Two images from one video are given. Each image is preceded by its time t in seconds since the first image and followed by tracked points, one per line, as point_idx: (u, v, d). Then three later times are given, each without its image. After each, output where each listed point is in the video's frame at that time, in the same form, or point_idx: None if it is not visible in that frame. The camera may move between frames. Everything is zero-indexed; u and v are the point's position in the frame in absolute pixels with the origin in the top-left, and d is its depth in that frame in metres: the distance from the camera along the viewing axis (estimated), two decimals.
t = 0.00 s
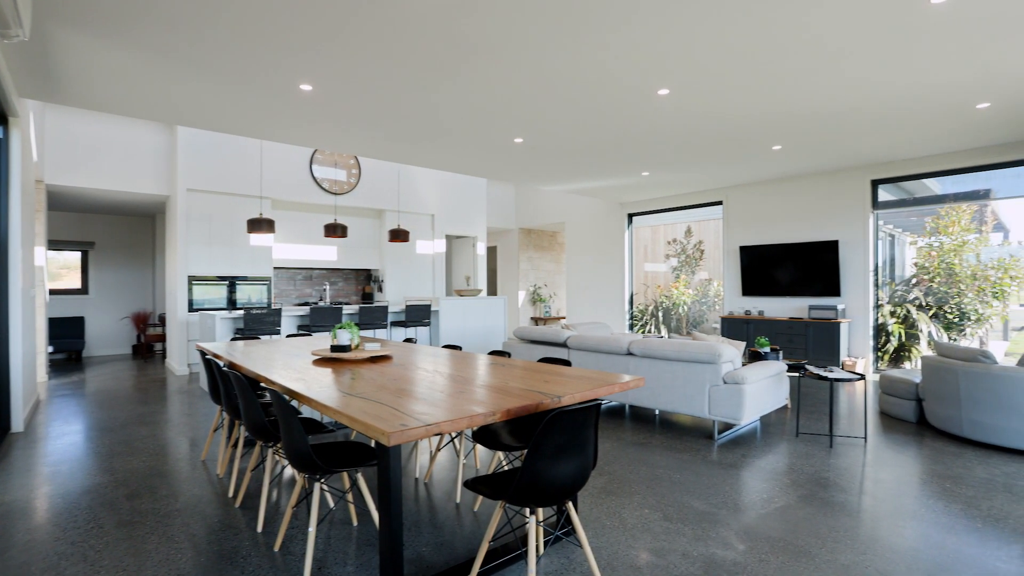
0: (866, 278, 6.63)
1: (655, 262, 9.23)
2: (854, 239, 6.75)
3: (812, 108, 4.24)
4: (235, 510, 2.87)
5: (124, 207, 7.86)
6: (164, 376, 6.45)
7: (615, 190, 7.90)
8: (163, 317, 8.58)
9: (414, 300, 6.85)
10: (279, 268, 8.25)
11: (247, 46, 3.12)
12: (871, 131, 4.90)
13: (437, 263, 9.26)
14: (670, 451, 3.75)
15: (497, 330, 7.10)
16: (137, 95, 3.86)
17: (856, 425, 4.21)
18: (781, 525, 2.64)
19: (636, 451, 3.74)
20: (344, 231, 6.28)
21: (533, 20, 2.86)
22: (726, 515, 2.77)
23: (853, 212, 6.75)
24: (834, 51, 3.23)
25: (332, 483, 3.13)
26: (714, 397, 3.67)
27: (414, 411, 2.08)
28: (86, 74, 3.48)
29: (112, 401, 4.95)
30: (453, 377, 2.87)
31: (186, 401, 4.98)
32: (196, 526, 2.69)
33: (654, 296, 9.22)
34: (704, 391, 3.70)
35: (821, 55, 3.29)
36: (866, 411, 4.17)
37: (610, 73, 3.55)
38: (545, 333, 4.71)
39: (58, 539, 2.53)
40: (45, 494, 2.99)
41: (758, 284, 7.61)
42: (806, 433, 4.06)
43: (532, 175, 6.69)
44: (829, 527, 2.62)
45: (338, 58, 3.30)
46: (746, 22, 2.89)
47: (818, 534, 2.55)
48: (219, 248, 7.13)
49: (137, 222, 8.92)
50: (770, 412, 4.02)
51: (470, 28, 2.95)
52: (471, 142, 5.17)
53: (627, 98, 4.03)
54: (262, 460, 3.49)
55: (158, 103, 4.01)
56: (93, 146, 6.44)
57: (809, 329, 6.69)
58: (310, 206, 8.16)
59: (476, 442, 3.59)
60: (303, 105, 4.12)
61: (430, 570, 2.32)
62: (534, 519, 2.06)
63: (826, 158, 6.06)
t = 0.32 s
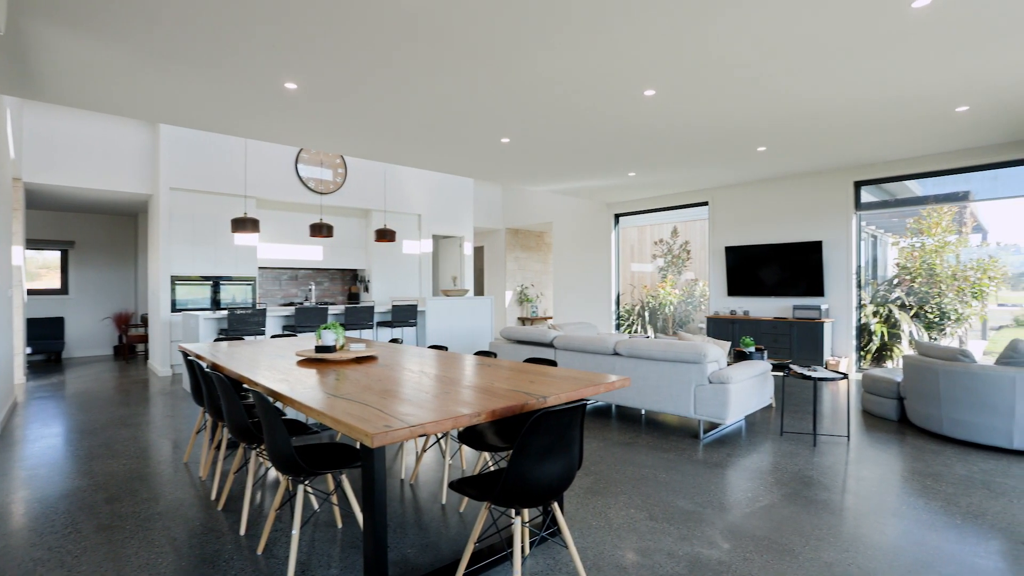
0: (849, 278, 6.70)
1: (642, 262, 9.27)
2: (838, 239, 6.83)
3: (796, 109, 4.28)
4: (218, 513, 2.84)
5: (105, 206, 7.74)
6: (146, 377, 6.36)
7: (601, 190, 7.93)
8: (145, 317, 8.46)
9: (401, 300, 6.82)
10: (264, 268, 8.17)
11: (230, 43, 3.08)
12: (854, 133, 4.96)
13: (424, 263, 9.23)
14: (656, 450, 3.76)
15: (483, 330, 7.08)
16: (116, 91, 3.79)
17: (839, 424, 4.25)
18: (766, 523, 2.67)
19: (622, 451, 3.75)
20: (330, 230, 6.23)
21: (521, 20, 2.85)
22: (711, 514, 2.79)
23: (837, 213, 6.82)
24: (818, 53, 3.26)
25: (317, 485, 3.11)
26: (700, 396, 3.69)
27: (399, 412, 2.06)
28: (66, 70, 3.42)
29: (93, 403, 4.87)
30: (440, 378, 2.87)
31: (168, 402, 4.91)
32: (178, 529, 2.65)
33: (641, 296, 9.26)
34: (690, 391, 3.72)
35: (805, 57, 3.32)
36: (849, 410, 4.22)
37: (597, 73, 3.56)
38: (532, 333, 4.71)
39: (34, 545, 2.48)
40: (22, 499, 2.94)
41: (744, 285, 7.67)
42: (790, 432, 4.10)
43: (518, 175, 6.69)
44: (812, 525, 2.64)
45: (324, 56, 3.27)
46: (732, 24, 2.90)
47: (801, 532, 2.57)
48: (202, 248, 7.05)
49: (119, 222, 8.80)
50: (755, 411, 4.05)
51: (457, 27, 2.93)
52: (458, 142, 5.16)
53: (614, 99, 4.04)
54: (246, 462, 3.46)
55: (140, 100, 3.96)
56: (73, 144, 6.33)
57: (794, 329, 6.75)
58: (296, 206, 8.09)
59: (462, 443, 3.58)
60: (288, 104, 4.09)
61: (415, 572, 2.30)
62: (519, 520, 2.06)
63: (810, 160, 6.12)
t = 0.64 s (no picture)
0: (833, 278, 6.78)
1: (629, 263, 9.31)
2: (822, 240, 6.90)
3: (782, 111, 4.32)
4: (200, 516, 2.80)
5: (86, 204, 7.62)
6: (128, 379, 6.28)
7: (588, 190, 7.94)
8: (127, 318, 8.34)
9: (387, 301, 6.79)
10: (249, 268, 8.09)
11: (213, 39, 3.04)
12: (838, 135, 5.02)
13: (411, 263, 9.19)
14: (642, 450, 3.78)
15: (470, 331, 7.07)
16: (97, 88, 3.73)
17: (824, 423, 4.30)
18: (751, 522, 2.69)
19: (609, 451, 3.76)
20: (316, 230, 6.19)
21: (508, 19, 2.85)
22: (697, 513, 2.80)
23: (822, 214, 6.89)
24: (803, 55, 3.29)
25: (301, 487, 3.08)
26: (686, 396, 3.71)
27: (384, 413, 2.05)
28: (44, 66, 3.36)
29: (72, 405, 4.79)
30: (427, 379, 2.85)
31: (149, 404, 4.84)
32: (159, 533, 2.61)
33: (628, 296, 9.29)
34: (676, 390, 3.74)
35: (790, 58, 3.34)
36: (833, 409, 4.26)
37: (584, 73, 3.56)
38: (519, 334, 4.71)
39: (10, 550, 2.42)
40: None
41: (730, 285, 7.73)
42: (776, 431, 4.13)
43: (505, 175, 6.68)
44: (796, 523, 2.66)
45: (309, 54, 3.24)
46: (718, 25, 2.92)
47: (786, 530, 2.60)
48: (186, 248, 6.97)
49: (100, 221, 8.67)
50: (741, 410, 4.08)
51: (443, 26, 2.92)
52: (445, 141, 5.15)
53: (601, 99, 4.04)
54: (230, 465, 3.42)
55: (122, 97, 3.90)
56: (54, 141, 6.22)
57: (779, 328, 6.81)
58: (282, 205, 8.02)
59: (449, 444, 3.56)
60: (273, 102, 4.04)
61: (401, 574, 2.29)
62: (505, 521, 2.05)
63: (794, 161, 6.18)
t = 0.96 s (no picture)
0: (818, 278, 6.85)
1: (616, 263, 9.34)
2: (807, 241, 6.97)
3: (767, 112, 4.35)
4: (183, 519, 2.77)
5: (67, 203, 7.51)
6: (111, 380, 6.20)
7: (576, 190, 7.96)
8: (110, 319, 8.24)
9: (374, 301, 6.76)
10: (234, 268, 8.01)
11: (196, 36, 3.00)
12: (822, 136, 5.07)
13: (398, 263, 9.16)
14: (629, 450, 3.79)
15: (457, 331, 7.05)
16: (78, 85, 3.68)
17: (808, 422, 4.34)
18: (737, 521, 2.71)
19: (596, 451, 3.77)
20: (302, 230, 6.14)
21: (493, 18, 2.84)
22: (683, 513, 2.82)
23: (807, 215, 6.96)
24: (788, 57, 3.32)
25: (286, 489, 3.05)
26: (673, 395, 3.73)
27: (369, 414, 2.03)
28: (23, 61, 3.30)
29: (52, 407, 4.72)
30: (414, 379, 2.83)
31: (132, 406, 4.78)
32: (141, 537, 2.57)
33: (615, 296, 9.33)
34: (663, 390, 3.76)
35: (775, 60, 3.37)
36: (817, 408, 4.30)
37: (571, 74, 3.56)
38: (506, 334, 4.70)
39: None
40: None
41: (716, 285, 7.78)
42: (761, 430, 4.17)
43: (492, 175, 6.67)
44: (781, 521, 2.69)
45: (294, 52, 3.21)
46: (704, 26, 2.93)
47: (771, 529, 2.62)
48: (171, 248, 6.90)
49: (82, 220, 8.55)
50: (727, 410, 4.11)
51: (430, 25, 2.90)
52: (432, 141, 5.13)
53: (588, 99, 4.05)
54: (214, 466, 3.38)
55: (103, 94, 3.84)
56: (34, 139, 6.11)
57: (765, 328, 6.87)
58: (268, 204, 7.95)
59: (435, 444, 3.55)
60: (258, 100, 4.01)
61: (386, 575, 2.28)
62: (491, 521, 2.05)
63: (779, 162, 6.24)
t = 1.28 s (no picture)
0: (804, 278, 6.91)
1: (604, 263, 9.37)
2: (793, 241, 7.03)
3: (753, 114, 4.39)
4: (166, 522, 2.73)
5: (48, 202, 7.39)
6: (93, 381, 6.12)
7: (564, 190, 7.96)
8: (93, 319, 8.13)
9: (361, 301, 6.72)
10: (219, 268, 7.94)
11: (179, 33, 2.97)
12: (806, 137, 5.12)
13: (386, 263, 9.12)
14: (617, 449, 3.80)
15: (445, 331, 7.03)
16: (59, 82, 3.62)
17: (794, 421, 4.38)
18: (723, 520, 2.72)
19: (583, 450, 3.77)
20: (288, 229, 6.09)
21: (480, 18, 2.84)
22: (670, 512, 2.83)
23: (793, 216, 7.02)
24: (773, 59, 3.35)
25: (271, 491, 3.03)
26: (660, 395, 3.74)
27: (354, 416, 2.01)
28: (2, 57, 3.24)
29: (32, 409, 4.64)
30: (402, 380, 2.82)
31: (115, 407, 4.72)
32: (122, 540, 2.54)
33: (603, 296, 9.35)
34: (650, 390, 3.77)
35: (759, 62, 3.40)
36: (803, 407, 4.34)
37: (558, 74, 3.57)
38: (494, 334, 4.69)
39: None
40: None
41: (703, 285, 7.83)
42: (748, 429, 4.20)
43: (479, 175, 6.66)
44: (767, 520, 2.71)
45: (279, 50, 3.19)
46: (689, 28, 2.95)
47: (757, 528, 2.63)
48: (155, 248, 6.83)
49: (64, 219, 8.43)
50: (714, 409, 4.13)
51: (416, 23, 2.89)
52: (420, 140, 5.12)
53: (575, 100, 4.06)
54: (197, 468, 3.35)
55: (85, 91, 3.78)
56: (14, 137, 6.01)
57: (751, 328, 6.92)
58: (254, 204, 7.89)
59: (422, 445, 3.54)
60: (244, 98, 3.97)
61: None
62: (477, 523, 2.04)
63: (765, 163, 6.29)
